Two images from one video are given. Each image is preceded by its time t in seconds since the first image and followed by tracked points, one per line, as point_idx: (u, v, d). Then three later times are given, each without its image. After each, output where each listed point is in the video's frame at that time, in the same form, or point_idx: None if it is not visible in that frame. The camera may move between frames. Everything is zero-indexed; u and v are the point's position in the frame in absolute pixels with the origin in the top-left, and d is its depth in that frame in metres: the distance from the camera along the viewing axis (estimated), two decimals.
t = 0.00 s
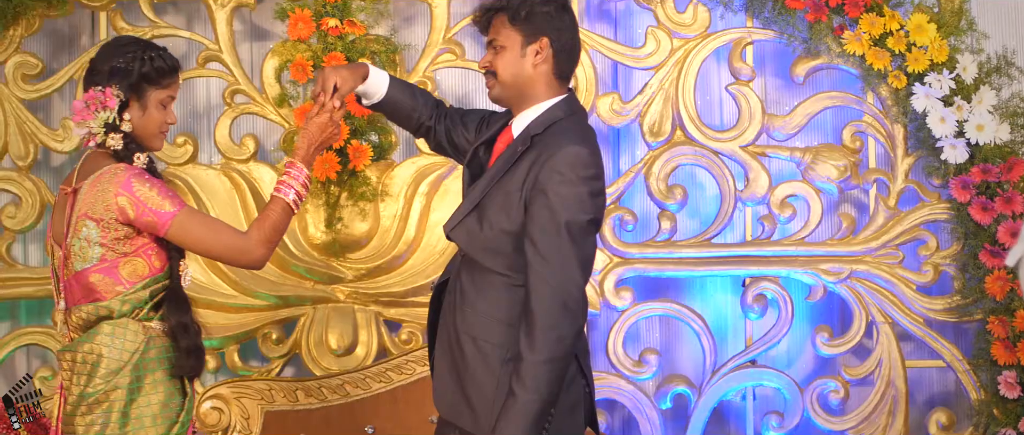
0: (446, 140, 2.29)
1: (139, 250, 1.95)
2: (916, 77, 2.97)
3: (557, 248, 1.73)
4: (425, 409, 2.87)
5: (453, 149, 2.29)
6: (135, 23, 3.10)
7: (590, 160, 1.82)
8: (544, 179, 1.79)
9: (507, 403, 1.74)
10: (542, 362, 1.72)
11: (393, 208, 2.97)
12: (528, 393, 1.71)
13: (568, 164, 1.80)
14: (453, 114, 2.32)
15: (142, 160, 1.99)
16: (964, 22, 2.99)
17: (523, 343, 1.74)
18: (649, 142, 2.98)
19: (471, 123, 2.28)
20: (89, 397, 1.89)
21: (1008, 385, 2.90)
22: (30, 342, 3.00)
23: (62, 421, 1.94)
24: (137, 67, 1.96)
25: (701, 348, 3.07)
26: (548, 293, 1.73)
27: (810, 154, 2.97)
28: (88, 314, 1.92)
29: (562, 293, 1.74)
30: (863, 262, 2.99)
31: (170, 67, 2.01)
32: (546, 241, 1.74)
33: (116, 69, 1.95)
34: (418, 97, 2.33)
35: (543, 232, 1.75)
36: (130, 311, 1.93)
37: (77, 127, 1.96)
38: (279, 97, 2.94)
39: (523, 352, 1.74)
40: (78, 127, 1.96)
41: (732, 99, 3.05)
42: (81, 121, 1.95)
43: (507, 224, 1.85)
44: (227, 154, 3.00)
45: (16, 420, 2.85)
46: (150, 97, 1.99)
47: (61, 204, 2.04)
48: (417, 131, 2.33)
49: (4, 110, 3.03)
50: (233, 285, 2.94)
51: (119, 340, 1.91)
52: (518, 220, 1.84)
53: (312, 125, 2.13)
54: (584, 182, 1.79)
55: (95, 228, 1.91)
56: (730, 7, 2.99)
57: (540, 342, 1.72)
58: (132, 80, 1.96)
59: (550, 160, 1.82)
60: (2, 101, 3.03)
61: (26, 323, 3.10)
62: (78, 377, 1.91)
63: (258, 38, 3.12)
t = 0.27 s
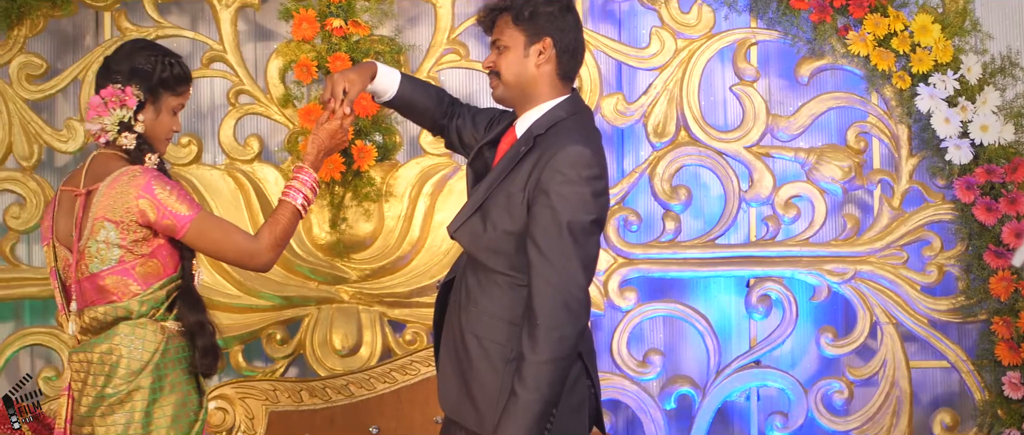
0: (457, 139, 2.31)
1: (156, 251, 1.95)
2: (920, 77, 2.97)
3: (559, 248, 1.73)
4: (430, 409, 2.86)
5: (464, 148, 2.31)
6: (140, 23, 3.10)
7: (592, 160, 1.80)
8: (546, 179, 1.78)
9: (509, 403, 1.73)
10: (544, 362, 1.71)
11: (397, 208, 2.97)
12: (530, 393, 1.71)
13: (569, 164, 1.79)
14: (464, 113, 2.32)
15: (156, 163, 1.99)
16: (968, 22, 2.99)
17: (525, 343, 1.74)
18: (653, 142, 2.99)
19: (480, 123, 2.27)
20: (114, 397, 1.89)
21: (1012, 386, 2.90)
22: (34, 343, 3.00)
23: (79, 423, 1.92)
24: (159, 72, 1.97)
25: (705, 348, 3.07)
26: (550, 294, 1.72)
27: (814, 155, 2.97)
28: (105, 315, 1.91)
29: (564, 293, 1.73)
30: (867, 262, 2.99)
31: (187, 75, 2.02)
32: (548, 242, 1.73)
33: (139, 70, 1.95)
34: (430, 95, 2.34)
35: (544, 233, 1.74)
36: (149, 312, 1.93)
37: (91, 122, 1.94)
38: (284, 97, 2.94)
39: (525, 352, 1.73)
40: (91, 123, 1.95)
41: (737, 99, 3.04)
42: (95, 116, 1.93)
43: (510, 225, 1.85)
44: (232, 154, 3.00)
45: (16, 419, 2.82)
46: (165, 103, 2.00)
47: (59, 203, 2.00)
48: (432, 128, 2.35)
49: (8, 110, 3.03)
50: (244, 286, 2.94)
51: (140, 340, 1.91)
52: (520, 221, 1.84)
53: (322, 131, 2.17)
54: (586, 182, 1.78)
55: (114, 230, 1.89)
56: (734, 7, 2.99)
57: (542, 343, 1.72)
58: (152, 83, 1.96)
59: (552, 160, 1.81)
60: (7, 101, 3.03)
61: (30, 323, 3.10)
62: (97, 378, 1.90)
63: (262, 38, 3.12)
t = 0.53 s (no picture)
0: (469, 139, 2.30)
1: (174, 254, 1.95)
2: (924, 78, 2.97)
3: (560, 249, 1.71)
4: (434, 409, 2.87)
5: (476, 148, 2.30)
6: (144, 23, 3.10)
7: (593, 159, 1.79)
8: (546, 179, 1.78)
9: (513, 404, 1.73)
10: (546, 363, 1.71)
11: (401, 208, 2.97)
12: (533, 394, 1.70)
13: (569, 164, 1.78)
14: (476, 113, 2.31)
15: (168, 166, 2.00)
16: (972, 23, 2.99)
17: (527, 344, 1.73)
18: (657, 143, 2.99)
19: (492, 124, 2.26)
20: (139, 399, 1.89)
21: (1016, 387, 2.90)
22: (38, 343, 3.00)
23: (96, 426, 1.91)
24: (177, 77, 1.98)
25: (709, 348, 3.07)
26: (551, 295, 1.71)
27: (818, 156, 2.97)
28: (123, 317, 1.90)
29: (565, 293, 1.72)
30: (871, 263, 2.99)
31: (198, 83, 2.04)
32: (548, 242, 1.72)
33: (156, 73, 1.95)
34: (443, 97, 2.35)
35: (545, 233, 1.73)
36: (167, 313, 1.94)
37: (106, 119, 1.92)
38: (289, 98, 2.94)
39: (527, 353, 1.73)
40: (106, 121, 1.92)
41: (741, 100, 3.04)
42: (111, 115, 1.91)
43: (511, 226, 1.84)
44: (236, 154, 3.00)
45: (16, 419, 2.83)
46: (176, 107, 2.00)
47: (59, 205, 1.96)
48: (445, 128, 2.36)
49: (12, 110, 3.03)
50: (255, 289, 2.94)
51: (161, 343, 1.91)
52: (522, 221, 1.83)
53: (326, 138, 2.22)
54: (586, 182, 1.77)
55: (136, 233, 1.88)
56: (738, 8, 2.99)
57: (544, 343, 1.71)
58: (169, 87, 1.96)
59: (552, 161, 1.80)
60: (10, 101, 3.03)
61: (34, 323, 3.10)
62: (114, 380, 1.90)
63: (266, 38, 3.12)
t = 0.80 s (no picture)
0: (482, 139, 2.29)
1: (192, 258, 1.95)
2: (929, 79, 2.97)
3: (559, 248, 1.70)
4: (440, 410, 2.87)
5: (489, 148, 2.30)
6: (149, 24, 3.11)
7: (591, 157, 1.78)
8: (544, 179, 1.77)
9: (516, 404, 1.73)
10: (548, 363, 1.70)
11: (406, 209, 2.97)
12: (536, 394, 1.69)
13: (568, 163, 1.77)
14: (490, 113, 2.31)
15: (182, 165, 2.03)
16: (977, 24, 2.99)
17: (529, 344, 1.72)
18: (662, 144, 2.99)
19: (504, 125, 2.26)
20: (169, 403, 1.88)
21: (1021, 388, 2.89)
22: (43, 344, 2.99)
23: (118, 431, 1.88)
24: (196, 82, 1.99)
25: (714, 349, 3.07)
26: (551, 295, 1.70)
27: (823, 157, 2.97)
28: (147, 320, 1.89)
29: (566, 293, 1.70)
30: (876, 264, 2.99)
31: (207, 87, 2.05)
32: (547, 242, 1.71)
33: (175, 77, 1.95)
34: (456, 98, 2.35)
35: (544, 233, 1.72)
36: (190, 316, 1.94)
37: (125, 120, 1.92)
38: (293, 98, 2.94)
39: (529, 353, 1.72)
40: (125, 120, 1.92)
41: (746, 100, 3.04)
42: (131, 117, 1.91)
43: (511, 226, 1.84)
44: (241, 155, 3.00)
45: (16, 419, 2.82)
46: (190, 112, 2.01)
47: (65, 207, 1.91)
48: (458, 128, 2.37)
49: (17, 111, 3.03)
50: (262, 293, 2.94)
51: (187, 347, 1.92)
52: (522, 222, 1.83)
53: (326, 144, 2.29)
54: (585, 180, 1.75)
55: (165, 235, 1.87)
56: (743, 9, 3.00)
57: (546, 343, 1.70)
58: (187, 91, 1.98)
59: (551, 160, 1.79)
60: (16, 102, 3.03)
61: (38, 324, 3.10)
62: (130, 382, 1.88)
63: (271, 39, 3.12)
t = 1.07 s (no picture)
0: (484, 139, 2.31)
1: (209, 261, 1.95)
2: (934, 80, 2.98)
3: (559, 247, 1.70)
4: (444, 412, 2.87)
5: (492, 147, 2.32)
6: (153, 24, 3.11)
7: (591, 156, 1.77)
8: (543, 178, 1.77)
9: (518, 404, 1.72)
10: (549, 362, 1.69)
11: (411, 210, 2.97)
12: (536, 394, 1.69)
13: (567, 162, 1.77)
14: (492, 112, 2.32)
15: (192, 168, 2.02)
16: (982, 25, 3.00)
17: (530, 344, 1.72)
18: (667, 145, 2.99)
19: (506, 125, 2.28)
20: (196, 403, 1.88)
21: None
22: (47, 344, 2.99)
23: (143, 429, 1.86)
24: (210, 85, 2.02)
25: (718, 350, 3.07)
26: (551, 294, 1.70)
27: (828, 157, 2.97)
28: (172, 320, 1.88)
29: (565, 292, 1.70)
30: (881, 265, 2.99)
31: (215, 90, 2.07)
32: (547, 241, 1.71)
33: (192, 79, 1.97)
34: (457, 98, 2.36)
35: (543, 233, 1.72)
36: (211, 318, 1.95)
37: (145, 119, 1.91)
38: (298, 99, 2.94)
39: (530, 353, 1.72)
40: (145, 119, 1.92)
41: (750, 101, 3.04)
42: (151, 116, 1.91)
43: (511, 226, 1.84)
44: (245, 155, 3.00)
45: (15, 420, 2.84)
46: (204, 115, 2.03)
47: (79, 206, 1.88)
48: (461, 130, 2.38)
49: (21, 111, 3.03)
50: (265, 293, 2.94)
51: (208, 347, 1.92)
52: (521, 222, 1.83)
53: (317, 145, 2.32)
54: (584, 179, 1.75)
55: (193, 236, 1.88)
56: (748, 9, 2.99)
57: (547, 343, 1.70)
58: (202, 94, 2.00)
59: (550, 160, 1.79)
60: (20, 102, 3.03)
61: (42, 325, 3.10)
62: (149, 383, 1.88)
63: (275, 40, 3.12)
